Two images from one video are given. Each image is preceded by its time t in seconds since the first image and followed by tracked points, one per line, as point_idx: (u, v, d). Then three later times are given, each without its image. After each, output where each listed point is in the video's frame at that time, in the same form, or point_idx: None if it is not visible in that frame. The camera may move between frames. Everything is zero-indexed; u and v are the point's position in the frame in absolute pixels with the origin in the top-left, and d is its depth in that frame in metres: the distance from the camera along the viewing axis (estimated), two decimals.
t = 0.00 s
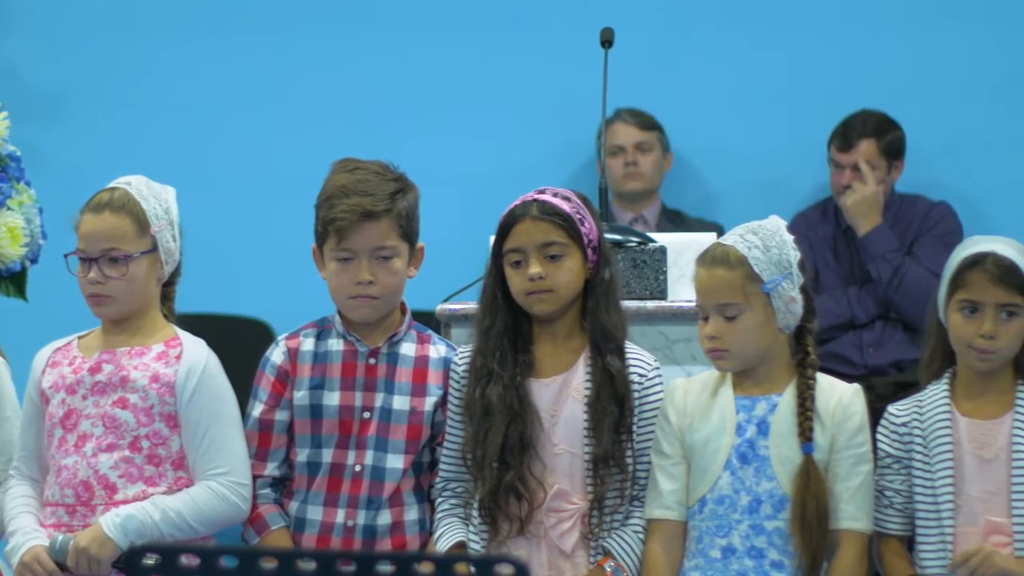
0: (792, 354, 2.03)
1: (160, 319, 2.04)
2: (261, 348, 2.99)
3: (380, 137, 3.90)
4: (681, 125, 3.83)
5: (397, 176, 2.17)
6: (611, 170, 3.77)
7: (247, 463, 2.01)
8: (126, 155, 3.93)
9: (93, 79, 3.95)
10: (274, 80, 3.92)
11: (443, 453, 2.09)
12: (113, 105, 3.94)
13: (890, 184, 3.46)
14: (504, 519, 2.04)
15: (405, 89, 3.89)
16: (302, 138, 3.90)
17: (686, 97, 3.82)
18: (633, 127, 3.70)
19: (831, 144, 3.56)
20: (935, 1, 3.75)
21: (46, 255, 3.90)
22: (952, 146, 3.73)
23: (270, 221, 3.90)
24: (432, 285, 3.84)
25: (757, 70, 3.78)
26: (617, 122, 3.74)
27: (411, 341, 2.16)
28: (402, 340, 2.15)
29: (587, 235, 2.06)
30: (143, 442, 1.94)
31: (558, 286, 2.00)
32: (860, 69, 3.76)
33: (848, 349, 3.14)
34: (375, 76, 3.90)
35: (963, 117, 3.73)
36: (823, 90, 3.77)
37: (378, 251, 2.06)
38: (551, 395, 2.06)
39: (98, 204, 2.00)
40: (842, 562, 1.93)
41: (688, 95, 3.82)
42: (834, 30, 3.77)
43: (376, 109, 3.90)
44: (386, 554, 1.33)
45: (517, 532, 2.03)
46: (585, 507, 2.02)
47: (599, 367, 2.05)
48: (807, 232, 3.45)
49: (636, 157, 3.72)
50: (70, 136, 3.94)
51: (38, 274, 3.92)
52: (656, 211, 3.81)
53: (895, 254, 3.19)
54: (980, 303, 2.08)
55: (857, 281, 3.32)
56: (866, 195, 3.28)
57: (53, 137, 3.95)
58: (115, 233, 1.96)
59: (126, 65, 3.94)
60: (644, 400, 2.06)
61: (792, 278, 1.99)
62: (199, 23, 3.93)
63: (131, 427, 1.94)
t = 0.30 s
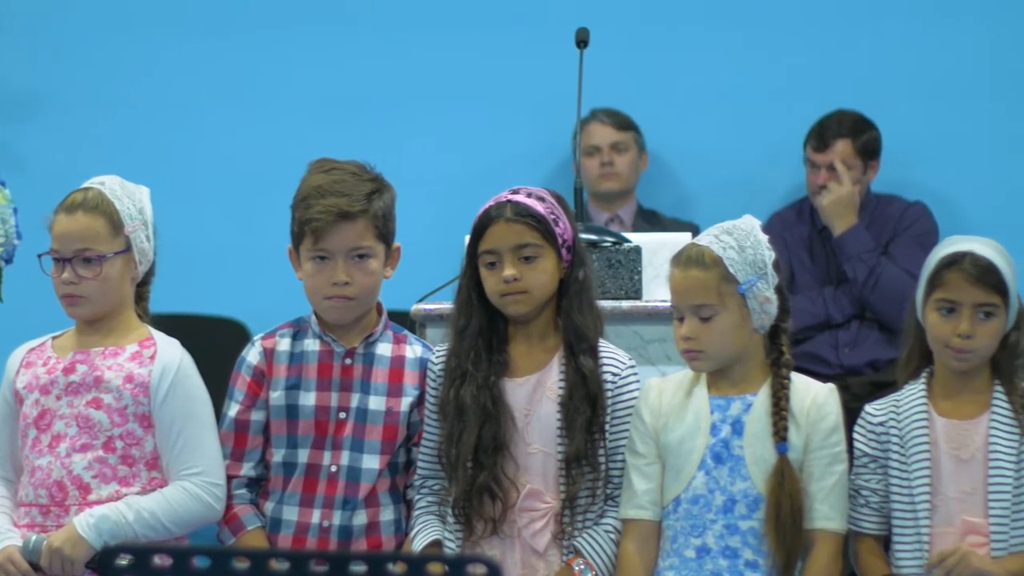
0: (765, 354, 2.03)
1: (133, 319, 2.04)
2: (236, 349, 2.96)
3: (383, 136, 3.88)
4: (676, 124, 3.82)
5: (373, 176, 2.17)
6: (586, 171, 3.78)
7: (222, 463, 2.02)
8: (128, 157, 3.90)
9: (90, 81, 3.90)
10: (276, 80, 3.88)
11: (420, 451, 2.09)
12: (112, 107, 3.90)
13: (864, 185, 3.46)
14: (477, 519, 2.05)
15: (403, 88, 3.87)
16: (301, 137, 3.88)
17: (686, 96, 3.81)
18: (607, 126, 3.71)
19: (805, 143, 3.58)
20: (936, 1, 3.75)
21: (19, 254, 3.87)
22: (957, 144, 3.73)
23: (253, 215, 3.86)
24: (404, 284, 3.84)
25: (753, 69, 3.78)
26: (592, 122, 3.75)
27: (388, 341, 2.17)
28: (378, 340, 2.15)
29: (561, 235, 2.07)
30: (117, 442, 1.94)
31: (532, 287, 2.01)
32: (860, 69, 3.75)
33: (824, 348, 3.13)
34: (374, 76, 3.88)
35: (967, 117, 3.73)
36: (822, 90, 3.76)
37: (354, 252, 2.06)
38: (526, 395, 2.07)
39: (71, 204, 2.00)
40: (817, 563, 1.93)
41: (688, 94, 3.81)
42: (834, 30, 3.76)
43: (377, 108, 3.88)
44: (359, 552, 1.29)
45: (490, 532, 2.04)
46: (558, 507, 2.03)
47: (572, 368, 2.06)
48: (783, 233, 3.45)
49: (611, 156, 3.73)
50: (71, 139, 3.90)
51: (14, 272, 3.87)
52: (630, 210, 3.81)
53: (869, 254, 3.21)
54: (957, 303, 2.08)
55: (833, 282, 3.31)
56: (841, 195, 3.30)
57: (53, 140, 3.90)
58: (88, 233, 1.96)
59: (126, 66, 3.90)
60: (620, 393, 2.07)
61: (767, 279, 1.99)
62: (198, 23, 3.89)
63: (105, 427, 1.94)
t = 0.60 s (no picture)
0: (735, 353, 2.03)
1: (104, 321, 2.05)
2: (210, 350, 3.01)
3: (387, 137, 3.87)
4: (669, 124, 3.81)
5: (348, 178, 2.17)
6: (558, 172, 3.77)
7: (193, 464, 2.03)
8: (129, 155, 3.88)
9: (91, 79, 3.90)
10: (278, 81, 3.89)
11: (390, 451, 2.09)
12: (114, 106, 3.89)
13: (836, 185, 3.46)
14: (455, 519, 2.06)
15: (398, 89, 3.88)
16: (298, 140, 3.88)
17: (679, 96, 3.80)
18: (580, 128, 3.70)
19: (778, 143, 3.56)
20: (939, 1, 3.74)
21: None
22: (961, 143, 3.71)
23: (234, 222, 3.87)
24: (381, 283, 3.85)
25: (747, 70, 3.77)
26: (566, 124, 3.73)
27: (362, 342, 2.17)
28: (352, 341, 2.15)
29: (534, 237, 2.08)
30: (88, 444, 1.95)
31: (506, 290, 2.01)
32: (855, 69, 3.75)
33: (794, 347, 3.18)
34: (367, 75, 3.88)
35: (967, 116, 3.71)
36: (818, 91, 3.76)
37: (327, 255, 2.06)
38: (500, 395, 2.07)
39: (43, 205, 2.01)
40: (784, 562, 1.94)
41: (681, 94, 3.80)
42: (828, 30, 3.76)
43: (373, 109, 3.88)
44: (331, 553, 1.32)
45: (468, 532, 2.05)
46: (534, 506, 2.04)
47: (547, 370, 2.07)
48: (756, 233, 3.43)
49: (585, 158, 3.71)
50: (72, 138, 3.90)
51: None
52: (604, 210, 3.79)
53: (843, 254, 3.21)
54: (930, 304, 2.07)
55: (806, 281, 3.33)
56: (814, 196, 3.29)
57: (55, 139, 3.89)
58: (59, 234, 1.97)
59: (128, 65, 3.89)
60: (593, 394, 2.08)
61: (737, 280, 2.00)
62: (201, 23, 3.89)
63: (76, 428, 1.95)
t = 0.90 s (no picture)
0: (705, 352, 2.04)
1: (75, 320, 2.05)
2: (182, 347, 3.12)
3: (390, 137, 3.87)
4: (662, 122, 3.78)
5: (321, 179, 2.17)
6: (533, 172, 3.80)
7: (164, 464, 2.03)
8: (119, 152, 3.88)
9: (87, 78, 3.90)
10: (284, 82, 3.89)
11: (359, 454, 2.09)
12: (110, 104, 3.89)
13: (809, 185, 3.46)
14: (434, 519, 2.05)
15: (396, 89, 3.87)
16: (295, 139, 3.89)
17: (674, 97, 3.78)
18: (555, 130, 3.72)
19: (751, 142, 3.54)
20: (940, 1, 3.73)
21: None
22: (961, 141, 3.71)
23: (222, 221, 3.87)
24: (354, 283, 3.84)
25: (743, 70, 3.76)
26: (539, 124, 3.76)
27: (334, 343, 2.17)
28: (324, 342, 2.15)
29: (506, 234, 2.08)
30: (58, 444, 1.96)
31: (479, 285, 2.01)
32: (851, 70, 3.74)
33: (768, 347, 3.18)
34: (363, 74, 3.88)
35: (968, 117, 3.71)
36: (817, 90, 3.75)
37: (301, 257, 2.06)
38: (475, 394, 2.07)
39: (13, 205, 2.01)
40: (753, 563, 1.93)
41: (675, 94, 3.78)
42: (828, 31, 3.75)
43: (370, 108, 3.88)
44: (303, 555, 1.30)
45: (448, 533, 2.04)
46: (513, 505, 2.04)
47: (522, 369, 2.07)
48: (727, 233, 3.43)
49: (558, 158, 3.74)
50: (68, 134, 3.90)
51: None
52: (578, 211, 3.83)
53: (815, 253, 3.25)
54: (905, 303, 2.04)
55: (778, 280, 3.34)
56: (787, 195, 3.33)
57: (47, 133, 3.90)
58: (29, 233, 1.97)
59: (130, 64, 3.89)
60: (566, 391, 2.09)
61: (707, 280, 2.00)
62: (203, 22, 3.89)
63: (47, 429, 1.96)
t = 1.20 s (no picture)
0: (684, 350, 2.03)
1: (55, 320, 2.05)
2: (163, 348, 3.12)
3: (389, 137, 3.87)
4: (658, 124, 3.79)
5: (300, 179, 2.17)
6: (513, 172, 3.80)
7: (144, 465, 2.03)
8: (114, 153, 3.88)
9: (84, 77, 3.90)
10: (284, 82, 3.89)
11: (339, 455, 2.08)
12: (106, 104, 3.89)
13: (789, 184, 3.46)
14: (416, 518, 2.05)
15: (396, 88, 3.87)
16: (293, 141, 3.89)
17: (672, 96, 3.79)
18: (535, 129, 3.71)
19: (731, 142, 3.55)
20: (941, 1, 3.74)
21: None
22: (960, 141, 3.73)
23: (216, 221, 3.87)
24: (334, 284, 3.86)
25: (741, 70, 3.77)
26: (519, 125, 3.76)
27: (313, 343, 2.17)
28: (303, 342, 2.15)
29: (485, 235, 2.08)
30: (38, 445, 1.96)
31: (458, 286, 2.01)
32: (850, 68, 3.75)
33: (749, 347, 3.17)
34: (364, 75, 3.88)
35: (968, 117, 3.73)
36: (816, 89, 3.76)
37: (281, 257, 2.06)
38: (455, 394, 2.07)
39: None
40: (733, 562, 1.93)
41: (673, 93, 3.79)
42: (830, 30, 3.76)
43: (368, 108, 3.88)
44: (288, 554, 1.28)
45: (430, 531, 2.04)
46: (494, 504, 2.04)
47: (502, 370, 2.07)
48: (707, 233, 3.43)
49: (538, 158, 3.74)
50: (64, 134, 3.90)
51: None
52: (558, 210, 3.82)
53: (796, 252, 3.25)
54: (891, 305, 2.02)
55: (759, 279, 3.33)
56: (767, 195, 3.34)
57: (42, 133, 3.90)
58: (9, 234, 1.97)
59: (130, 65, 3.90)
60: (546, 391, 2.09)
61: (686, 280, 2.00)
62: (204, 23, 3.89)
63: (27, 429, 1.96)
